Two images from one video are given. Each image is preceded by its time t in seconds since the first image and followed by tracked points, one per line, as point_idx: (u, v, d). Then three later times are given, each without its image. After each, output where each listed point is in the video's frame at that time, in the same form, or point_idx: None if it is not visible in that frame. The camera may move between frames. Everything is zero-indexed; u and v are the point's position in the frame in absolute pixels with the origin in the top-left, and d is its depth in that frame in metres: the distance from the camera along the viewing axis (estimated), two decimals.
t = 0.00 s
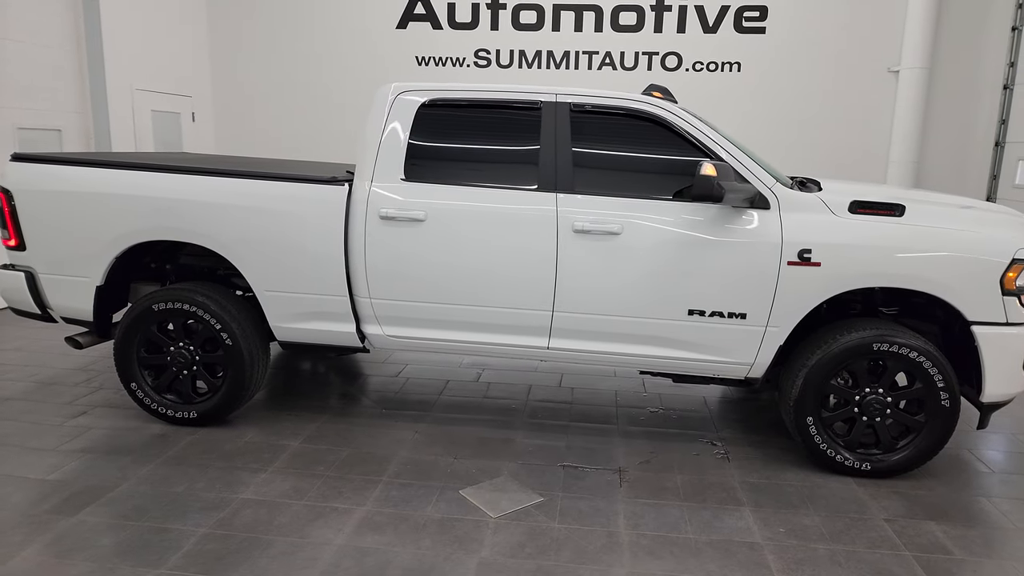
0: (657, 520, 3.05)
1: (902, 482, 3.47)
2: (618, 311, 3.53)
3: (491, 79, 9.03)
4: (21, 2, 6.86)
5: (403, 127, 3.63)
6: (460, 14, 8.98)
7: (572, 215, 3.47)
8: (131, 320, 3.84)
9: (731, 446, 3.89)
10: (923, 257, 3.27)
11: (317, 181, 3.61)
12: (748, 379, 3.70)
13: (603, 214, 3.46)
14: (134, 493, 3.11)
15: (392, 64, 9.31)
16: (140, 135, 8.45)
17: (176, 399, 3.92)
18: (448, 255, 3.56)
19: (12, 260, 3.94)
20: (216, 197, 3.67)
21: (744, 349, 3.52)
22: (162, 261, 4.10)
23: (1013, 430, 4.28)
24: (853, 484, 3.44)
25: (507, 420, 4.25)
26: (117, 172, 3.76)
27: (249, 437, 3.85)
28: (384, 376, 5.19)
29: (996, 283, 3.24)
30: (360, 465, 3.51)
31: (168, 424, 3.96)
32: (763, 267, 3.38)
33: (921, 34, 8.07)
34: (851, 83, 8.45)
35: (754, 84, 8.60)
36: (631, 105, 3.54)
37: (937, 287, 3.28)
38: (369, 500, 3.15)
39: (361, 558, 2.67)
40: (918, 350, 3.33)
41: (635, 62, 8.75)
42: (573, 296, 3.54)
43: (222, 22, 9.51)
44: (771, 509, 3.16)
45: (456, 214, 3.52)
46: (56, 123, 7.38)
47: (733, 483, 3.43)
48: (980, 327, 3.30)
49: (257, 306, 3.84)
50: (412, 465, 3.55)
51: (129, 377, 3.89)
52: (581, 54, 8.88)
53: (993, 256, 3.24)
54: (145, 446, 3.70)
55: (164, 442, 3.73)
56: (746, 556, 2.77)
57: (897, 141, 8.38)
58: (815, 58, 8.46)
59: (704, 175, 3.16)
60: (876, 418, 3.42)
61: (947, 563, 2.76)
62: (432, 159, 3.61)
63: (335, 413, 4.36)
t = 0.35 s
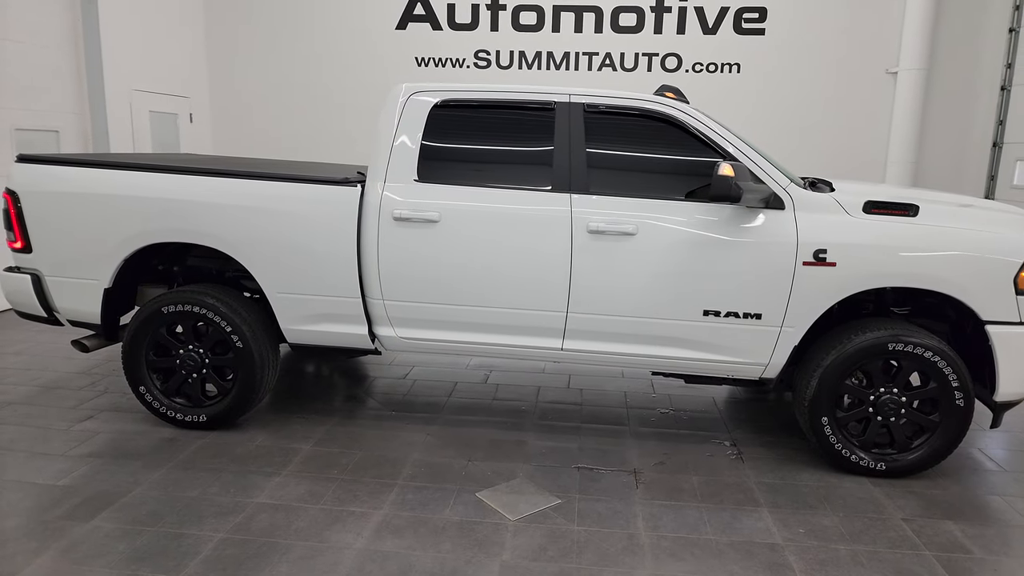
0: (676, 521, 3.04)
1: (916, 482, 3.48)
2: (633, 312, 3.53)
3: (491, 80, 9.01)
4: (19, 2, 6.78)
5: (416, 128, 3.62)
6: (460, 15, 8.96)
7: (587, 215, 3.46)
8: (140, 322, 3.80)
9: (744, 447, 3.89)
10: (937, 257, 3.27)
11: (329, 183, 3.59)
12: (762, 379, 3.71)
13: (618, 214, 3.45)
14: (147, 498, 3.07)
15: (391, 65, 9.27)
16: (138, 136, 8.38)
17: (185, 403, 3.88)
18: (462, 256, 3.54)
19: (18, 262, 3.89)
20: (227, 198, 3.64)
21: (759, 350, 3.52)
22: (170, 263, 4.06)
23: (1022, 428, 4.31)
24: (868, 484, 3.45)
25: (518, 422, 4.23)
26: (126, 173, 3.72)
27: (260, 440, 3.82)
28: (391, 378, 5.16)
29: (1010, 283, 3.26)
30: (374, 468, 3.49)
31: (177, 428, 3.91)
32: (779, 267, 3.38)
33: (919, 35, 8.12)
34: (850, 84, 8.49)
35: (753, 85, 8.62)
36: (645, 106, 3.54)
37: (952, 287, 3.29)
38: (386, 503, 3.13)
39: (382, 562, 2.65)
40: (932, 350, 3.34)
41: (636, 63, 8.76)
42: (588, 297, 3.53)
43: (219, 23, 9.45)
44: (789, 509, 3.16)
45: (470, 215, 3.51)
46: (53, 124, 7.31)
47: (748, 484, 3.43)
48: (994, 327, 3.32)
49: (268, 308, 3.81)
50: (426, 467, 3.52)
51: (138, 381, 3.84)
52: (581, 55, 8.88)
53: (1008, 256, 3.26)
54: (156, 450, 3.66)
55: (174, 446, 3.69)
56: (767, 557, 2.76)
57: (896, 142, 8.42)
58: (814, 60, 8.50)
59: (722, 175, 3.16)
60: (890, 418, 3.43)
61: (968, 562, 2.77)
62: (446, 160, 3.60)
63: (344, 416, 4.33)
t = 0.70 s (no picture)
0: (690, 529, 3.02)
1: (925, 486, 3.48)
2: (643, 318, 3.51)
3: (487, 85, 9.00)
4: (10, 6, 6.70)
5: (424, 134, 3.61)
6: (455, 20, 8.95)
7: (596, 221, 3.45)
8: (142, 331, 3.74)
9: (752, 452, 3.89)
10: (946, 262, 3.29)
11: (335, 189, 3.56)
12: (770, 385, 3.70)
13: (627, 220, 3.44)
14: (153, 510, 3.02)
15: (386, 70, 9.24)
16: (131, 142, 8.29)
17: (187, 412, 3.82)
18: (470, 263, 3.52)
19: (16, 271, 3.81)
20: (231, 204, 3.60)
21: (768, 355, 3.52)
22: (171, 270, 4.01)
23: None
24: (878, 489, 3.45)
25: (524, 429, 4.20)
26: (127, 180, 3.67)
27: (264, 450, 3.76)
28: (393, 385, 5.12)
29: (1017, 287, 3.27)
30: (382, 478, 3.45)
31: (179, 438, 3.85)
32: (788, 272, 3.38)
33: (911, 41, 8.19)
34: (843, 90, 8.55)
35: (748, 91, 8.66)
36: (654, 111, 3.54)
37: (960, 291, 3.30)
38: (397, 513, 3.09)
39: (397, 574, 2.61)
40: (942, 354, 3.35)
41: (631, 68, 8.78)
42: (597, 302, 3.51)
43: (212, 28, 9.39)
44: (801, 516, 3.15)
45: (478, 221, 3.48)
46: (45, 130, 7.22)
47: (759, 490, 3.42)
48: (1002, 331, 3.33)
49: (273, 316, 3.77)
50: (434, 476, 3.48)
51: (139, 390, 3.78)
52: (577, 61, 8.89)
53: (1015, 261, 3.28)
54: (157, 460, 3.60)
55: (177, 457, 3.63)
56: (784, 564, 2.75)
57: (890, 147, 8.48)
58: (808, 65, 8.56)
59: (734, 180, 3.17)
60: (900, 423, 3.43)
61: (983, 567, 2.76)
62: (453, 166, 3.58)
63: (348, 424, 4.28)
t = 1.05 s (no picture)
0: (696, 535, 3.04)
1: (927, 491, 3.52)
2: (646, 325, 3.54)
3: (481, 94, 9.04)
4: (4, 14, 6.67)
5: (428, 143, 3.63)
6: (450, 29, 8.99)
7: (600, 229, 3.48)
8: (144, 340, 3.72)
9: (754, 459, 3.92)
10: (945, 269, 3.34)
11: (339, 198, 3.57)
12: (771, 391, 3.74)
13: (630, 228, 3.47)
14: (159, 521, 3.00)
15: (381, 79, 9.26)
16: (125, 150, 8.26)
17: (190, 422, 3.80)
18: (474, 271, 3.53)
19: (17, 280, 3.80)
20: (235, 213, 3.60)
21: (771, 362, 3.56)
22: (173, 279, 4.00)
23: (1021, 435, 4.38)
24: (880, 494, 3.49)
25: (526, 437, 4.21)
26: (130, 189, 3.66)
27: (268, 459, 3.75)
28: (393, 393, 5.12)
29: (1015, 293, 3.33)
30: (388, 486, 3.45)
31: (181, 448, 3.83)
32: (790, 280, 3.42)
33: (901, 51, 8.31)
34: (834, 99, 8.66)
35: (740, 99, 8.75)
36: (655, 121, 3.58)
37: (959, 298, 3.35)
38: (404, 521, 3.09)
39: None
40: (941, 360, 3.39)
41: (625, 78, 8.85)
42: (601, 310, 3.54)
43: (206, 36, 9.40)
44: (806, 521, 3.18)
45: (482, 229, 3.51)
46: (39, 138, 7.19)
47: (763, 496, 3.44)
48: (1000, 337, 3.38)
49: (276, 325, 3.77)
50: (440, 484, 3.49)
51: (141, 400, 3.76)
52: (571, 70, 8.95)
53: (1012, 267, 3.33)
54: (161, 470, 3.57)
55: (181, 466, 3.61)
56: (791, 569, 2.77)
57: (880, 155, 8.59)
58: (799, 75, 8.66)
59: (737, 189, 3.23)
60: (900, 428, 3.47)
61: (987, 570, 2.80)
62: (458, 175, 3.61)
63: (351, 432, 4.28)
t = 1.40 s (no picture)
0: (698, 532, 3.11)
1: (923, 488, 3.61)
2: (648, 326, 3.61)
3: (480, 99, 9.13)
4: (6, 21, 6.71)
5: (435, 149, 3.71)
6: (449, 35, 9.08)
7: (602, 233, 3.56)
8: (155, 343, 3.78)
9: (754, 458, 3.99)
10: (940, 272, 3.43)
11: (348, 203, 3.64)
12: (770, 392, 3.82)
13: (632, 232, 3.55)
14: (172, 520, 3.06)
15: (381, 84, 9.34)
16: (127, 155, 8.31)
17: (199, 423, 3.86)
18: (480, 274, 3.61)
19: (29, 284, 3.85)
20: (245, 217, 3.66)
21: (770, 363, 3.64)
22: (181, 283, 4.05)
23: (1013, 434, 4.48)
24: (878, 491, 3.57)
25: (530, 437, 4.28)
26: (142, 194, 3.72)
27: (276, 459, 3.81)
28: (397, 395, 5.19)
29: (1007, 295, 3.42)
30: (396, 485, 3.51)
31: (191, 449, 3.88)
32: (788, 282, 3.50)
33: (894, 57, 8.43)
34: (828, 104, 8.77)
35: (735, 104, 8.86)
36: (657, 127, 3.67)
37: (954, 300, 3.44)
38: (413, 519, 3.15)
39: None
40: (936, 360, 3.48)
41: (622, 83, 8.94)
42: (603, 313, 3.61)
43: (206, 42, 9.46)
44: (805, 518, 3.25)
45: (487, 234, 3.58)
46: (42, 144, 7.23)
47: (763, 494, 3.52)
48: (994, 338, 3.47)
49: (285, 327, 3.83)
50: (446, 483, 3.56)
51: (151, 402, 3.82)
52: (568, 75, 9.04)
53: (1004, 270, 3.43)
54: (170, 470, 3.63)
55: (191, 467, 3.67)
56: (791, 565, 2.84)
57: (874, 159, 8.71)
58: (794, 80, 8.77)
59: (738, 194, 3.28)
60: (897, 427, 3.56)
61: (982, 564, 2.88)
62: (464, 180, 3.69)
63: (357, 433, 4.34)
